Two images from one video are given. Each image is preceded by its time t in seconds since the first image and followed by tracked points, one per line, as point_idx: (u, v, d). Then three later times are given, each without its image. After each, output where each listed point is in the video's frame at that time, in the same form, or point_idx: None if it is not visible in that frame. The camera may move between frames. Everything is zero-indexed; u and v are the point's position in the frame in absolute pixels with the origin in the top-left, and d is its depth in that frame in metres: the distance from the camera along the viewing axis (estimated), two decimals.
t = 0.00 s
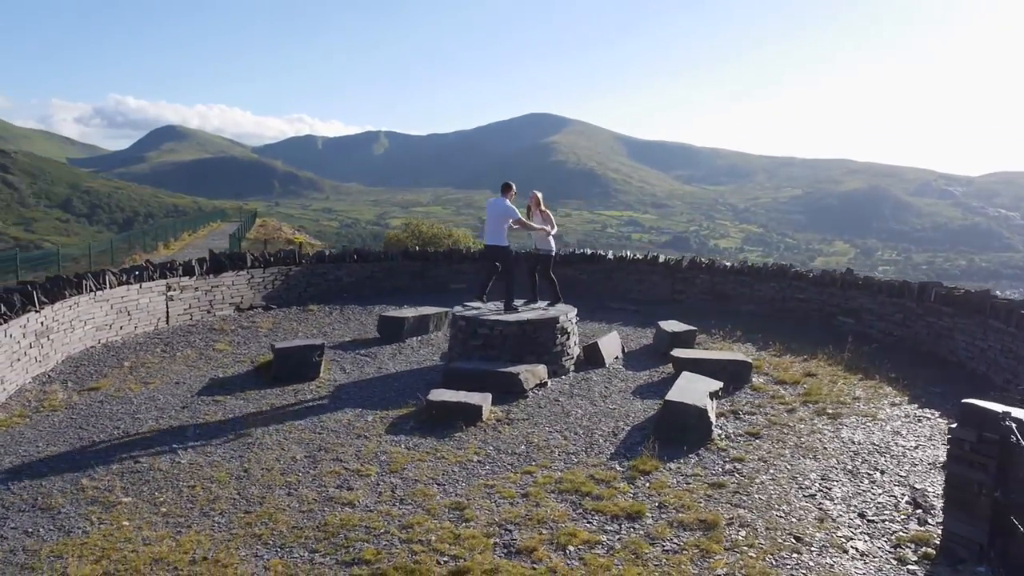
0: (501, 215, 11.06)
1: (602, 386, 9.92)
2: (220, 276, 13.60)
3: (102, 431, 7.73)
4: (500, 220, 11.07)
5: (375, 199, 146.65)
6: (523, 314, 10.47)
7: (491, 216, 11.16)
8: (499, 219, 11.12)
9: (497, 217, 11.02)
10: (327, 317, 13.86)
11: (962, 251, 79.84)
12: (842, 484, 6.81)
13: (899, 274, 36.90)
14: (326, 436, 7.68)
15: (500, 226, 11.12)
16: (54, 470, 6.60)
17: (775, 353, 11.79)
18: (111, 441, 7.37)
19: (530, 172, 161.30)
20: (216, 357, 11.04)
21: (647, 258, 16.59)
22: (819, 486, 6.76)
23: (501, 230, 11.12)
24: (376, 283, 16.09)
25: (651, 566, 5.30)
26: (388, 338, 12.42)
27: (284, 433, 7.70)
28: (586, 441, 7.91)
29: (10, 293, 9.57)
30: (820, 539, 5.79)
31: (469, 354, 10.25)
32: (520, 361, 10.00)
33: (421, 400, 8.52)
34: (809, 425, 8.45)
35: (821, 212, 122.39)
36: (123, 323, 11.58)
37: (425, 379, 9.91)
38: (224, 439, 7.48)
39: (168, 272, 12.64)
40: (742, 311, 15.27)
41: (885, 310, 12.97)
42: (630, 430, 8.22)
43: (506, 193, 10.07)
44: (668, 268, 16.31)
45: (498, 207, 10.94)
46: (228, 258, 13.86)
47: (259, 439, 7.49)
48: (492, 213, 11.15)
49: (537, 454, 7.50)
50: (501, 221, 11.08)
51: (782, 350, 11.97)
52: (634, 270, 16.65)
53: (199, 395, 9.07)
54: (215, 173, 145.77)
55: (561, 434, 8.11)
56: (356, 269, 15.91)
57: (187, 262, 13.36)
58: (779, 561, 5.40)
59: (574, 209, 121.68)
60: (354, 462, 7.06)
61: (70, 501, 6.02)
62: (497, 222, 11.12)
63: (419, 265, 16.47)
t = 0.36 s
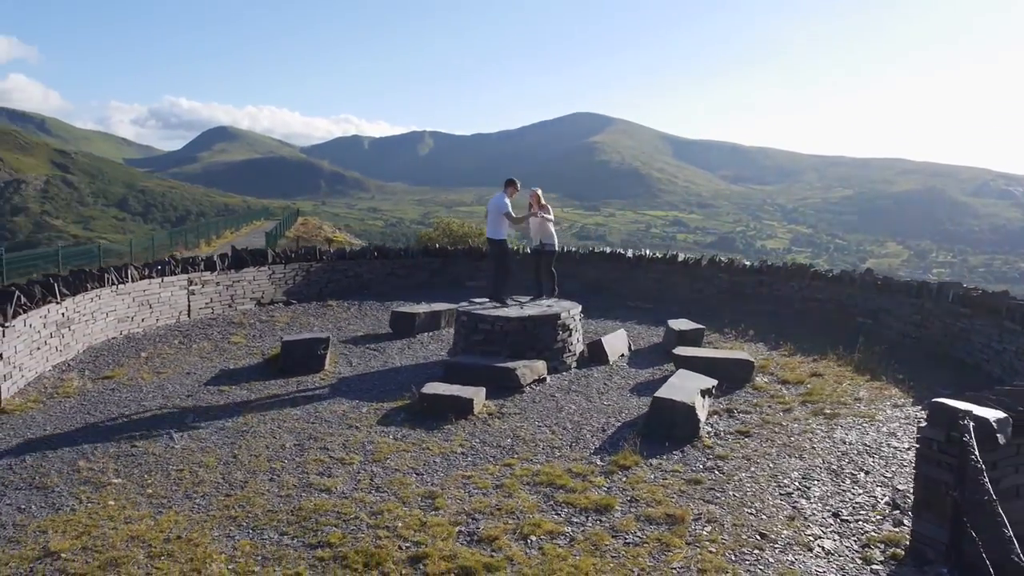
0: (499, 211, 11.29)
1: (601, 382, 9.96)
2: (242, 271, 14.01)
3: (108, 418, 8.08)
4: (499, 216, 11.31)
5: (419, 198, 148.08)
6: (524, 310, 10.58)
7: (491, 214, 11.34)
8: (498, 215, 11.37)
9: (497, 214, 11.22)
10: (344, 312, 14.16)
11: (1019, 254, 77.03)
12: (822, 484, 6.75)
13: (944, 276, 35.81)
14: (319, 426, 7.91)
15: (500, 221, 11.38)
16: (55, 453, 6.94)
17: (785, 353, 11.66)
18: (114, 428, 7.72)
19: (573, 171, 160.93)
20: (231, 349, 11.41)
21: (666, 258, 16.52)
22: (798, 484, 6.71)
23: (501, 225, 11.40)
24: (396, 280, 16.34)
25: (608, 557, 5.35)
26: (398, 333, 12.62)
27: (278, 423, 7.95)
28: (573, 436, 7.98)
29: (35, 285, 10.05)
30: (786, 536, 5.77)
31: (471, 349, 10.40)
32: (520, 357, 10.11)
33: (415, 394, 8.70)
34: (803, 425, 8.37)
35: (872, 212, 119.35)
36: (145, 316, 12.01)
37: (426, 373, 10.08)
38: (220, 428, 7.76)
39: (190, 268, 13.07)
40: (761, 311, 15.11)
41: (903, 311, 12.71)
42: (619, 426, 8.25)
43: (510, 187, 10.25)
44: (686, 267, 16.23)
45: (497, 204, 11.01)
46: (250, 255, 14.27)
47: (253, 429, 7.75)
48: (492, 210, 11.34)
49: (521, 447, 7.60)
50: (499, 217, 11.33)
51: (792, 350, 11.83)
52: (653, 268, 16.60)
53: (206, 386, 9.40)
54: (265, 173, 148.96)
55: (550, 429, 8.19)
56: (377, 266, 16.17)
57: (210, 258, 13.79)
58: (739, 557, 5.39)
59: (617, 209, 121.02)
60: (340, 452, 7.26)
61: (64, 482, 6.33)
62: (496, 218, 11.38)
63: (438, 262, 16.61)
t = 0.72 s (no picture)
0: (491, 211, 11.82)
1: (593, 378, 10.03)
2: (255, 267, 14.37)
3: (109, 406, 8.41)
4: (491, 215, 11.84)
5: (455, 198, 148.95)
6: (520, 306, 10.70)
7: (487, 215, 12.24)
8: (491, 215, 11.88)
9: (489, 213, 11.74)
10: (353, 307, 14.43)
11: None
12: (793, 480, 6.73)
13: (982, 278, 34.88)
14: (307, 417, 8.14)
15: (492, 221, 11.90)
16: (52, 438, 7.27)
17: (787, 352, 11.58)
18: (113, 416, 8.04)
19: (609, 171, 160.25)
20: (239, 342, 11.73)
21: (678, 257, 16.49)
22: (768, 480, 6.71)
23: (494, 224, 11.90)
24: (409, 277, 16.56)
25: (563, 544, 5.45)
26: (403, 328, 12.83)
27: (269, 414, 8.20)
28: (555, 429, 8.07)
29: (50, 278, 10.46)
30: (744, 530, 5.79)
31: (468, 344, 10.55)
32: (514, 353, 10.24)
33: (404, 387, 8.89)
34: (789, 423, 8.33)
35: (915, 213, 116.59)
36: (159, 310, 12.40)
37: (422, 367, 10.26)
38: (212, 417, 8.03)
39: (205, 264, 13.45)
40: (772, 311, 14.99)
41: (912, 311, 12.51)
42: (602, 421, 8.32)
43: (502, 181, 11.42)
44: (698, 266, 16.17)
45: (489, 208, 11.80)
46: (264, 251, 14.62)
47: (244, 419, 8.01)
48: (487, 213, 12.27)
49: (501, 439, 7.72)
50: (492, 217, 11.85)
51: (794, 349, 11.74)
52: (665, 267, 16.58)
53: (208, 376, 9.71)
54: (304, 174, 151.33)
55: (533, 422, 8.30)
56: (390, 263, 16.41)
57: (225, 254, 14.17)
58: (692, 548, 5.44)
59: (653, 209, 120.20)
60: (323, 440, 7.47)
61: (55, 464, 6.64)
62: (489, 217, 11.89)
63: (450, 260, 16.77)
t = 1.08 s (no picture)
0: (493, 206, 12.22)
1: (588, 373, 10.11)
2: (269, 263, 14.72)
3: (112, 394, 8.75)
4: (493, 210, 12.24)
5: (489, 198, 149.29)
6: (518, 302, 10.83)
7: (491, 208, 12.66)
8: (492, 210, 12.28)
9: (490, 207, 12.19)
10: (364, 303, 14.69)
11: None
12: (767, 474, 6.74)
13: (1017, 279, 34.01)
14: (298, 406, 8.38)
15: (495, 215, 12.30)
16: (53, 423, 7.61)
17: (788, 350, 11.51)
18: (114, 403, 8.37)
19: (644, 170, 159.24)
20: (247, 334, 12.06)
21: (690, 255, 16.47)
22: (741, 474, 6.73)
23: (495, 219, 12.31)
24: (422, 274, 16.78)
25: (522, 530, 5.57)
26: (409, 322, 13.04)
27: (262, 402, 8.45)
28: (539, 421, 8.18)
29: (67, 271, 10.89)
30: (705, 521, 5.84)
31: (465, 339, 10.71)
32: (510, 347, 10.37)
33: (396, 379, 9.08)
34: (775, 419, 8.32)
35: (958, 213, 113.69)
36: (173, 303, 12.79)
37: (419, 360, 10.44)
38: (207, 405, 8.31)
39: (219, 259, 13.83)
40: (782, 310, 14.89)
41: (921, 310, 12.34)
42: (588, 414, 8.40)
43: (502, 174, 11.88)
44: (709, 265, 16.14)
45: (489, 202, 12.04)
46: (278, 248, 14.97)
47: (237, 407, 8.27)
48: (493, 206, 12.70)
49: (484, 430, 7.86)
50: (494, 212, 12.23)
51: (797, 347, 11.66)
52: (676, 266, 16.56)
53: (211, 367, 10.02)
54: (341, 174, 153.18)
55: (519, 415, 8.42)
56: (402, 260, 16.65)
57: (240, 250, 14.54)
58: (649, 538, 5.51)
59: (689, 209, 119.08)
60: (309, 428, 7.68)
61: (50, 446, 6.96)
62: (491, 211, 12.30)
63: (463, 258, 16.99)
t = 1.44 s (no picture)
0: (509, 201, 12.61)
1: (586, 370, 10.18)
2: (288, 260, 15.09)
3: (123, 383, 9.12)
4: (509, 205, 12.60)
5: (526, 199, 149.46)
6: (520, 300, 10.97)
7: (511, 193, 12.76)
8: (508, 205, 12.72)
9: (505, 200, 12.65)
10: (379, 299, 14.97)
11: None
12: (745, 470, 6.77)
13: None
14: (296, 397, 8.64)
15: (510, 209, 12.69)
16: (62, 410, 7.98)
17: (794, 350, 11.44)
18: (123, 392, 8.74)
19: (683, 171, 157.80)
20: (261, 328, 12.42)
21: (705, 255, 16.41)
22: (718, 469, 6.77)
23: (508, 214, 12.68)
24: (439, 272, 17.01)
25: (489, 518, 5.71)
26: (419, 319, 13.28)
27: (262, 394, 8.73)
28: (529, 415, 8.31)
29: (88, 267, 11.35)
30: (672, 514, 5.90)
31: (468, 335, 10.89)
32: (510, 344, 10.52)
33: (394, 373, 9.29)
34: (765, 417, 8.32)
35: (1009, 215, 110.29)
36: (192, 299, 13.22)
37: (422, 355, 10.65)
38: (210, 395, 8.63)
39: (238, 257, 14.24)
40: (797, 310, 14.76)
41: (934, 311, 12.14)
42: (578, 410, 8.49)
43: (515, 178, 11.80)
44: (725, 265, 16.07)
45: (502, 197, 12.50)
46: (296, 246, 15.34)
47: (238, 397, 8.57)
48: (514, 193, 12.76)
49: (473, 423, 8.02)
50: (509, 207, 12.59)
51: (803, 347, 11.57)
52: (692, 265, 16.52)
53: (221, 359, 10.37)
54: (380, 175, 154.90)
55: (510, 408, 8.56)
56: (419, 258, 16.90)
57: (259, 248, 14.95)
58: (613, 528, 5.60)
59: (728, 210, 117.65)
60: (303, 418, 7.93)
61: (55, 430, 7.32)
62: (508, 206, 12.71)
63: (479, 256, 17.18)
